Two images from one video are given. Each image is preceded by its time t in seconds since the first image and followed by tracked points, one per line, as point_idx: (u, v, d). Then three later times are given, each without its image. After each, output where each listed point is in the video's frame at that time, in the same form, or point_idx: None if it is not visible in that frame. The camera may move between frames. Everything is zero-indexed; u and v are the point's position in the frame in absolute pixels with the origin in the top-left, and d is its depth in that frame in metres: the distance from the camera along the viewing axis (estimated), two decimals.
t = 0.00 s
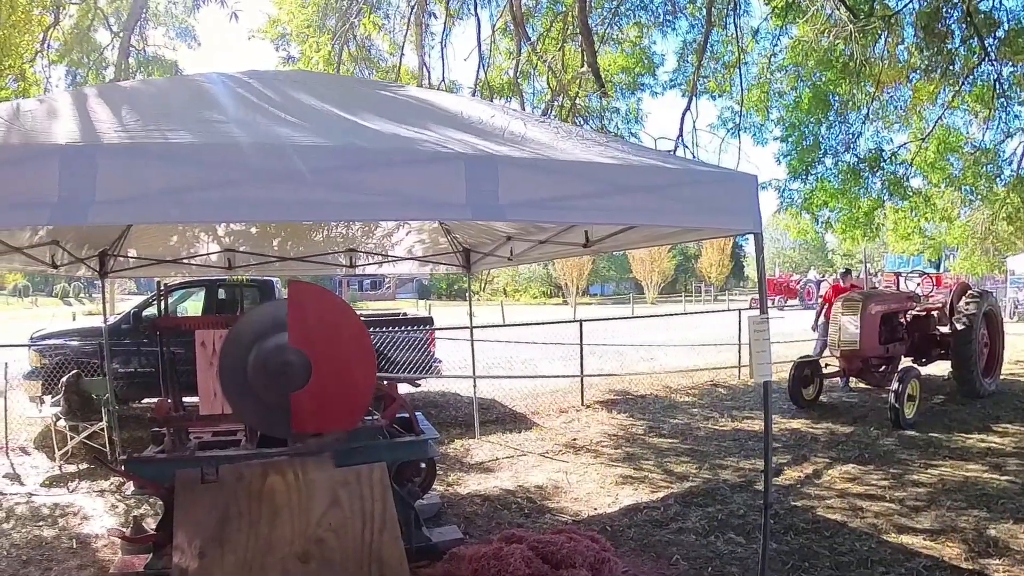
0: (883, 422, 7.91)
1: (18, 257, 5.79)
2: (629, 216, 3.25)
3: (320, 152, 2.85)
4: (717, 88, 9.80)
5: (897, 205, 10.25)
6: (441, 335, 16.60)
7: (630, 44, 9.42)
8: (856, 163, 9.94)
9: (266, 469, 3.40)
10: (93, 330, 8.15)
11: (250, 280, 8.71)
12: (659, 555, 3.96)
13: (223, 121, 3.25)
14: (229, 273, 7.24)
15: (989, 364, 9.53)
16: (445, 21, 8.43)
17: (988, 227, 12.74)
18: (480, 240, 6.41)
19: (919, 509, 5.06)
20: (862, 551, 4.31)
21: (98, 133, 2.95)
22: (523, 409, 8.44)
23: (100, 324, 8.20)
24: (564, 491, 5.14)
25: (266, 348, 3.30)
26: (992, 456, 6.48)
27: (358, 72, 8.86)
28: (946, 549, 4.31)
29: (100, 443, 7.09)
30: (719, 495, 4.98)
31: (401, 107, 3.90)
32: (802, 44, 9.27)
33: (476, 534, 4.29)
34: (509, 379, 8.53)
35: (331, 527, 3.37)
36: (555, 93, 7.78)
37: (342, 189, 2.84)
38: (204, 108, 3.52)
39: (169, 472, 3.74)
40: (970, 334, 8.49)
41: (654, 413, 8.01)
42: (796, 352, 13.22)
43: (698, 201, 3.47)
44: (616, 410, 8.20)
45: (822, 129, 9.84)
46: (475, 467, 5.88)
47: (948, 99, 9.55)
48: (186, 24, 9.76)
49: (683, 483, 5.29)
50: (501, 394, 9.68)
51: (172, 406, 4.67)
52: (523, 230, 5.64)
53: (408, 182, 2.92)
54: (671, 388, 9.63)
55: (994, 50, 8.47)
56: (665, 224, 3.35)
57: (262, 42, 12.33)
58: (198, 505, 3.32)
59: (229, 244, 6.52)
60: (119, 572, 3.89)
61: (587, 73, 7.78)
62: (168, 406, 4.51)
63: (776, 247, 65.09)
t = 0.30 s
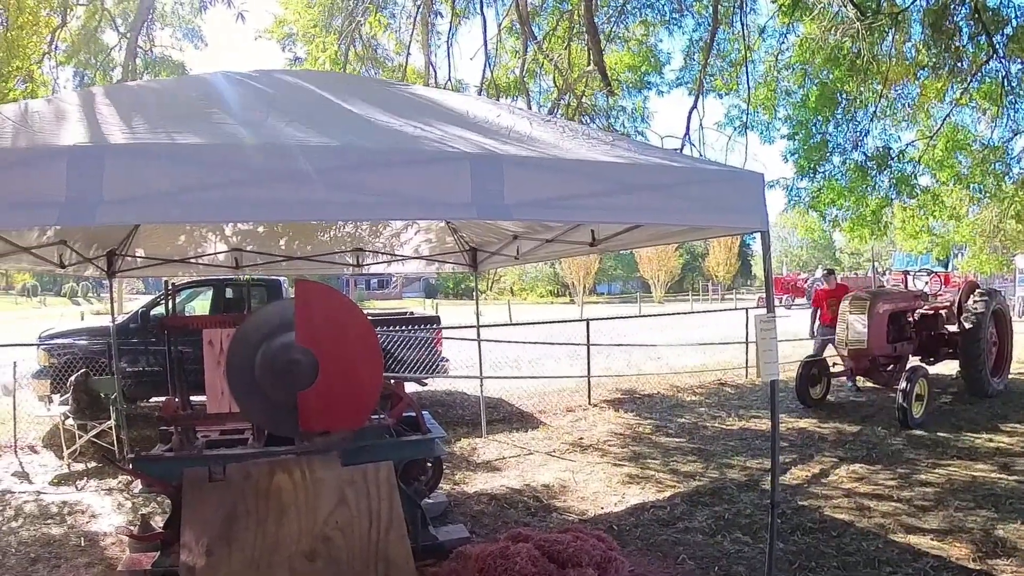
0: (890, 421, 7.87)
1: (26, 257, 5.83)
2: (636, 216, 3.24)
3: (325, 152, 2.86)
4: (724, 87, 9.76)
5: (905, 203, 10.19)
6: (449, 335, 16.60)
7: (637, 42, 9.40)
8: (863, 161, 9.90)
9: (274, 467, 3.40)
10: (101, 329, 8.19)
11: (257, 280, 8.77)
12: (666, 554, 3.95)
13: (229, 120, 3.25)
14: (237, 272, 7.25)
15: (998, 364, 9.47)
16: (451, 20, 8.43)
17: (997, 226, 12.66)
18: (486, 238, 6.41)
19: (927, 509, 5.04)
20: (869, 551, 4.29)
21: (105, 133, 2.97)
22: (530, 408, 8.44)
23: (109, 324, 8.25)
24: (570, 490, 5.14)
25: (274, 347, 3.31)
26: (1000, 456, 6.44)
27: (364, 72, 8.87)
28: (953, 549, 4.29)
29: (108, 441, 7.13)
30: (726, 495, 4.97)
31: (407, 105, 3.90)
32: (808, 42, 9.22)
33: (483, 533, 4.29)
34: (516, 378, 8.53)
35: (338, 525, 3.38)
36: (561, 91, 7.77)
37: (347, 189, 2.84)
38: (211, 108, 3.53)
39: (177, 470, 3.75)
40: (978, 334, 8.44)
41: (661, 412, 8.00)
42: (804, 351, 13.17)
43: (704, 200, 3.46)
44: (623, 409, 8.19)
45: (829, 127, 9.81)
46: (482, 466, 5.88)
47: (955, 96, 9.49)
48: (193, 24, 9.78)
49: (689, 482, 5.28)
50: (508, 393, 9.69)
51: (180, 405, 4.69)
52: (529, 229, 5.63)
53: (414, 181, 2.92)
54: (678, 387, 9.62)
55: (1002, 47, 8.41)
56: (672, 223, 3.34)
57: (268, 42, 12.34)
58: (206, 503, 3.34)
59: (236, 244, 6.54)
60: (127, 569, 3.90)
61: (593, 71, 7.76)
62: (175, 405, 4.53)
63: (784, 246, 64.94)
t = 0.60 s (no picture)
0: (906, 421, 7.81)
1: (43, 257, 5.89)
2: (649, 214, 3.22)
3: (338, 151, 2.86)
4: (737, 84, 9.70)
5: (920, 200, 10.09)
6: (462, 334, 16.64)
7: (649, 40, 9.37)
8: (878, 159, 9.82)
9: (287, 466, 3.40)
10: (116, 328, 8.26)
11: (271, 279, 8.79)
12: (678, 554, 3.94)
13: (243, 121, 3.27)
14: (251, 272, 7.27)
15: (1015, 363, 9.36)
16: (463, 19, 8.44)
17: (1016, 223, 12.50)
18: (499, 237, 6.40)
19: (942, 510, 4.98)
20: (883, 552, 4.25)
21: (120, 135, 2.98)
22: (543, 407, 8.44)
23: (124, 323, 8.31)
24: (583, 489, 5.13)
25: (288, 346, 3.32)
26: (1018, 456, 6.36)
27: (376, 71, 8.89)
28: (968, 551, 4.25)
29: (123, 439, 7.19)
30: (740, 494, 4.95)
31: (420, 104, 3.88)
32: (822, 39, 9.14)
33: (495, 532, 4.29)
34: (529, 376, 8.53)
35: (351, 524, 3.39)
36: (574, 89, 7.76)
37: (359, 188, 2.84)
38: (223, 109, 3.53)
39: (191, 468, 3.77)
40: (994, 333, 8.35)
41: (674, 411, 7.98)
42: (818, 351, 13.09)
43: (718, 197, 3.44)
44: (636, 408, 8.16)
45: (843, 124, 9.73)
46: (495, 465, 5.88)
47: (971, 92, 9.39)
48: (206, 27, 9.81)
49: (703, 481, 5.26)
50: (521, 392, 9.69)
51: (194, 404, 4.71)
52: (542, 228, 5.63)
53: (427, 180, 2.92)
54: (691, 386, 9.58)
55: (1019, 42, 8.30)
56: (686, 221, 3.33)
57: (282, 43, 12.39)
58: (219, 501, 3.35)
59: (250, 244, 6.57)
60: (142, 567, 3.93)
61: (605, 70, 7.74)
62: (190, 404, 4.56)
63: (797, 245, 64.54)
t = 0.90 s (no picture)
0: (924, 422, 7.73)
1: (61, 257, 5.95)
2: (664, 213, 3.20)
3: (350, 152, 2.86)
4: (753, 82, 9.62)
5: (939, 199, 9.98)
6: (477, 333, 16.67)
7: (664, 38, 9.33)
8: (895, 157, 9.71)
9: (303, 464, 3.42)
10: (134, 327, 8.33)
11: (287, 278, 8.85)
12: (693, 555, 3.92)
13: (256, 124, 3.27)
14: (268, 271, 7.30)
15: None
16: (477, 19, 8.44)
17: None
18: (514, 237, 6.40)
19: (960, 513, 4.93)
20: (900, 554, 4.20)
21: (136, 138, 3.00)
22: (559, 406, 8.43)
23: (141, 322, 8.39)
24: (598, 489, 5.11)
25: (301, 348, 3.32)
26: None
27: (391, 71, 8.90)
28: (986, 554, 4.19)
29: (140, 437, 7.25)
30: (755, 495, 4.91)
31: (434, 106, 3.88)
32: (837, 36, 9.06)
33: (510, 531, 4.29)
34: (544, 376, 8.53)
35: (366, 522, 3.40)
36: (588, 89, 7.73)
37: (374, 188, 2.85)
38: (239, 111, 3.55)
39: (207, 466, 3.80)
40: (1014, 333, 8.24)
41: (689, 411, 7.94)
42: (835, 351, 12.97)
43: (734, 196, 3.41)
44: (651, 408, 8.14)
45: (859, 122, 9.64)
46: (511, 464, 5.88)
47: (989, 89, 9.28)
48: (222, 29, 9.86)
49: (718, 482, 5.23)
50: (536, 391, 9.69)
51: (211, 402, 4.74)
52: (557, 227, 5.62)
53: (441, 179, 2.92)
54: (707, 386, 9.53)
55: None
56: (701, 220, 3.31)
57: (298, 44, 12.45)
58: (236, 498, 3.37)
59: (267, 243, 6.61)
60: (158, 563, 3.97)
61: (620, 68, 7.71)
62: (207, 402, 4.58)
63: (814, 244, 64.06)
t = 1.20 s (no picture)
0: (938, 424, 7.66)
1: (77, 256, 6.00)
2: (676, 213, 3.19)
3: (362, 152, 2.86)
4: (766, 81, 9.57)
5: (954, 198, 9.88)
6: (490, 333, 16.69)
7: (676, 37, 9.30)
8: (910, 156, 9.62)
9: (315, 463, 3.43)
10: (148, 326, 8.39)
11: (301, 278, 8.88)
12: (704, 556, 3.90)
13: (268, 125, 3.28)
14: (281, 271, 7.33)
15: None
16: (489, 19, 8.43)
17: None
18: (527, 236, 6.38)
19: (974, 516, 4.88)
20: (913, 558, 4.16)
21: (151, 140, 3.00)
22: (571, 407, 8.41)
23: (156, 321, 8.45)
24: (610, 490, 5.10)
25: (314, 346, 3.33)
26: None
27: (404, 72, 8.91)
28: (1001, 558, 4.15)
29: (154, 435, 7.31)
30: (768, 497, 4.88)
31: (446, 108, 3.87)
32: (851, 34, 8.98)
33: (521, 531, 4.28)
34: (556, 376, 8.51)
35: (378, 520, 3.40)
36: (601, 88, 7.71)
37: (386, 188, 2.85)
38: (251, 113, 3.55)
39: (220, 464, 3.81)
40: None
41: (701, 412, 7.90)
42: (849, 352, 12.88)
43: (748, 197, 3.39)
44: (664, 409, 8.11)
45: (874, 121, 9.56)
46: (523, 464, 5.87)
47: (1005, 87, 9.17)
48: (235, 30, 9.89)
49: (731, 483, 5.20)
50: (549, 390, 9.68)
51: (225, 401, 4.76)
52: (570, 227, 5.61)
53: (453, 180, 2.92)
54: (719, 387, 9.48)
55: None
56: (714, 220, 3.29)
57: (311, 45, 12.49)
58: (248, 496, 3.39)
59: (280, 243, 6.63)
60: (171, 560, 4.00)
61: (633, 67, 7.67)
62: (221, 400, 4.60)
63: (827, 244, 63.66)
